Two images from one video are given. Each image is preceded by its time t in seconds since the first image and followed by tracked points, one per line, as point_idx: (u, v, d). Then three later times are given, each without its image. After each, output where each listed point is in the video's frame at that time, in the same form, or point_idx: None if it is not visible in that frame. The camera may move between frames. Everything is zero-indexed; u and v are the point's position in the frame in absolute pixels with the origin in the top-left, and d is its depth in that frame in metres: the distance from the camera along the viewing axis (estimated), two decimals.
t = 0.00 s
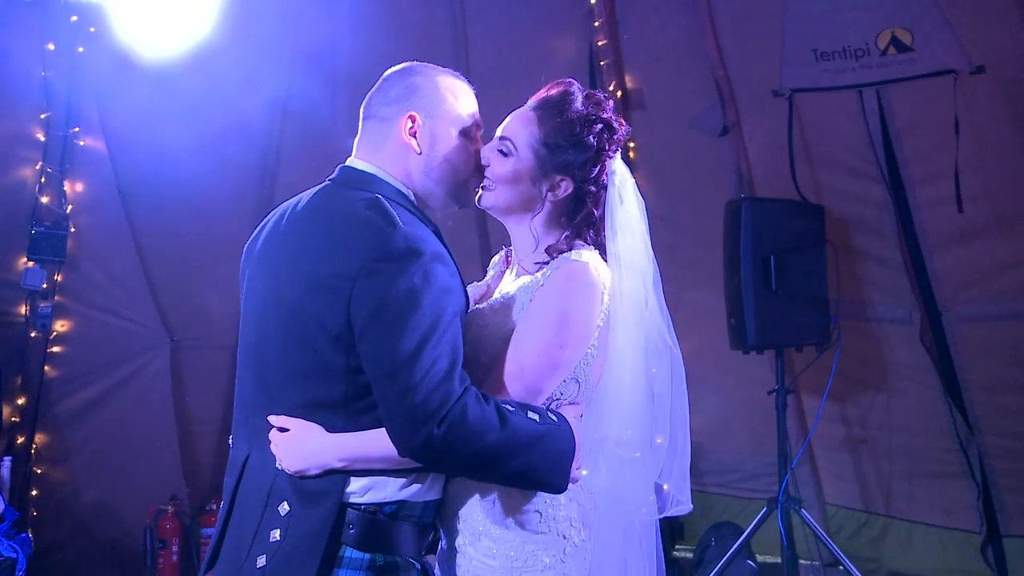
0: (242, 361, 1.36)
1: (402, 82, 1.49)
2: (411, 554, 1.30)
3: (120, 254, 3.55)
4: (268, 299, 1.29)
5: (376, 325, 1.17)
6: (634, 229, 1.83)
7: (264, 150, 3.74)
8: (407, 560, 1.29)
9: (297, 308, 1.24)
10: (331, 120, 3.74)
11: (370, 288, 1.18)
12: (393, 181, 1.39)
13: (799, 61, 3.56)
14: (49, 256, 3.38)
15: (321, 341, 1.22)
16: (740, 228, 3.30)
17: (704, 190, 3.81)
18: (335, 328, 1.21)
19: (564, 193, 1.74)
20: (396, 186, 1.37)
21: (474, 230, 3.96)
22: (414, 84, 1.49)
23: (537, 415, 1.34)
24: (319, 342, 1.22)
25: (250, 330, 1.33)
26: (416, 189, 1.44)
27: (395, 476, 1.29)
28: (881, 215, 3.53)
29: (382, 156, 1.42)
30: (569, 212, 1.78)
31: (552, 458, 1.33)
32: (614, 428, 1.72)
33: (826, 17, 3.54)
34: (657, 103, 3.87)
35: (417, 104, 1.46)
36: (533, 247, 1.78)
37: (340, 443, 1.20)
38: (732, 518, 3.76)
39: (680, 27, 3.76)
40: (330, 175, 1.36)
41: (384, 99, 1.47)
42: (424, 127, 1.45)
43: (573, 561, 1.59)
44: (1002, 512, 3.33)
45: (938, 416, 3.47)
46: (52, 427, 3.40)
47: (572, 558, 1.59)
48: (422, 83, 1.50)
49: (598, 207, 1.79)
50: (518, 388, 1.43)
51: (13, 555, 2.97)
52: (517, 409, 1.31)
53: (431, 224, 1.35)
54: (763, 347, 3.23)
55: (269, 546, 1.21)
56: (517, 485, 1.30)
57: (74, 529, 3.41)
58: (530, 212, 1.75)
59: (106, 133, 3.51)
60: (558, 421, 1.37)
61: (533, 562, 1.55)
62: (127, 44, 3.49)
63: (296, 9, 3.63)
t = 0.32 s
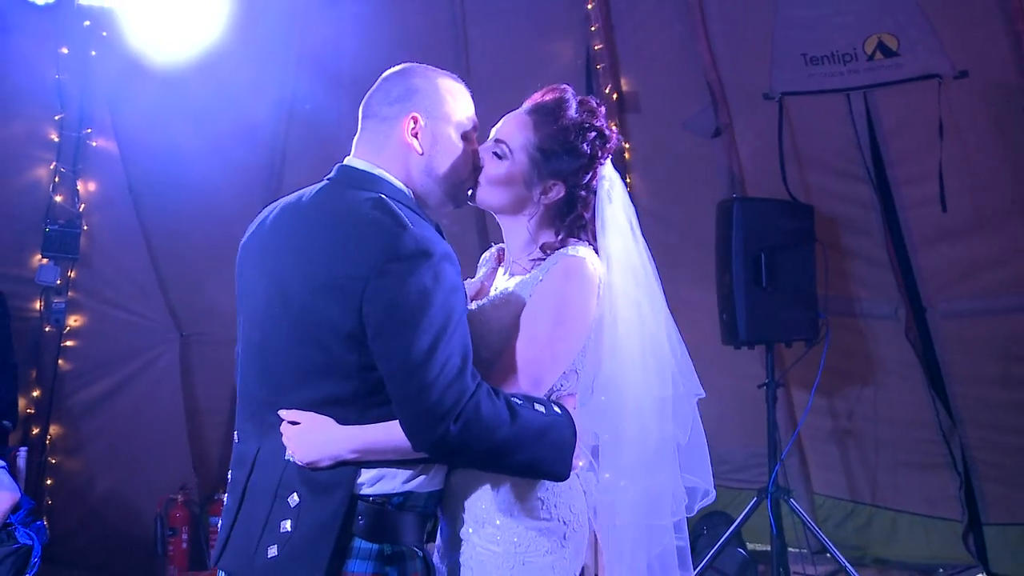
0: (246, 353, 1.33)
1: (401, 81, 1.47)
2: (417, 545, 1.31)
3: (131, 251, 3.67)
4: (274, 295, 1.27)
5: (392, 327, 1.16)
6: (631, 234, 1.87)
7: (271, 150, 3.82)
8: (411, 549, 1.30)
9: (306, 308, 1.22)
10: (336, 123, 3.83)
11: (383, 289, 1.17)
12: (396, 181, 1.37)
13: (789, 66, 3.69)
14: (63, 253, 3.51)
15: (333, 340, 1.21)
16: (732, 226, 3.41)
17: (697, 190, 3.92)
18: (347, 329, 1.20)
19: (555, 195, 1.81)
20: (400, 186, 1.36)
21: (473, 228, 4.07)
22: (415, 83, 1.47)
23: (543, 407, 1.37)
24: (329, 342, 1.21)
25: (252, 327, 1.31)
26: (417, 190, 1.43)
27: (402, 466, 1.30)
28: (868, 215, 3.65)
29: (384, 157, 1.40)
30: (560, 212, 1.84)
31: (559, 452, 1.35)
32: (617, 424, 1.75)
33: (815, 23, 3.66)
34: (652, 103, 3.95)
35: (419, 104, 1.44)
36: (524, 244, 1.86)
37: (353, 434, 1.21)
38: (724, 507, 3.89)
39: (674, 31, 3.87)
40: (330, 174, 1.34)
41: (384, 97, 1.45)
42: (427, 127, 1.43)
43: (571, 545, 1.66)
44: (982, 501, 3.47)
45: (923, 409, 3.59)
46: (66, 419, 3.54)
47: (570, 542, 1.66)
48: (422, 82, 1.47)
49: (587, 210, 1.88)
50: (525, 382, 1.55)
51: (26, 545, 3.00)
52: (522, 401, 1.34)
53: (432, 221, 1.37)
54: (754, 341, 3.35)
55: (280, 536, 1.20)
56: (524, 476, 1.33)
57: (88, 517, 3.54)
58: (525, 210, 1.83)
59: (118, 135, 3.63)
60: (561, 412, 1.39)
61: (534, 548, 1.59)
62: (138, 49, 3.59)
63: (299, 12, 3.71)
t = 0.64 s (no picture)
0: (224, 354, 1.23)
1: (373, 83, 1.34)
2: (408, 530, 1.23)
3: (142, 249, 3.78)
4: (258, 291, 1.17)
5: (393, 319, 1.10)
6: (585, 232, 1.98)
7: (278, 152, 3.91)
8: (403, 529, 1.22)
9: (295, 306, 1.13)
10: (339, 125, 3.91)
11: (377, 284, 1.10)
12: (376, 189, 1.26)
13: (778, 67, 3.81)
14: (78, 249, 3.64)
15: (328, 337, 1.12)
16: (723, 220, 3.54)
17: (689, 186, 4.05)
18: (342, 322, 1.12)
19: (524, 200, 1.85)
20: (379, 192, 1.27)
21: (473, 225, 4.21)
22: (390, 84, 1.35)
23: (525, 390, 1.30)
24: (322, 342, 1.12)
25: (231, 336, 1.20)
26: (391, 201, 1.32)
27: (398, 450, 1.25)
28: (853, 210, 3.78)
29: (358, 159, 1.27)
30: (525, 212, 1.87)
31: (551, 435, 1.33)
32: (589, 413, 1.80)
33: (803, 24, 3.78)
34: (644, 104, 4.11)
35: (393, 108, 1.32)
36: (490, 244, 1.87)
37: (351, 423, 1.13)
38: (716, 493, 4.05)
39: (666, 34, 4.01)
40: (302, 178, 1.25)
41: (357, 97, 1.32)
42: (404, 131, 1.31)
43: (550, 522, 1.66)
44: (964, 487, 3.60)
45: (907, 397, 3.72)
46: (80, 410, 3.66)
47: (549, 519, 1.65)
48: (395, 83, 1.36)
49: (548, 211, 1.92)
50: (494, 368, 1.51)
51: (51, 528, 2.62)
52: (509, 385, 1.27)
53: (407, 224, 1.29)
54: (744, 333, 3.47)
55: (283, 527, 1.10)
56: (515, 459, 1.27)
57: (102, 505, 3.67)
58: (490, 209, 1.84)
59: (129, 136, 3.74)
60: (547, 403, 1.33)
61: (516, 524, 1.57)
62: (148, 53, 3.70)
63: (304, 15, 3.81)
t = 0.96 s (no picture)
0: (200, 351, 1.31)
1: (312, 81, 1.42)
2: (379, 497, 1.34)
3: (152, 244, 3.91)
4: (230, 284, 1.25)
5: (358, 298, 1.21)
6: (529, 224, 2.17)
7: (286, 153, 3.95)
8: (375, 499, 1.34)
9: (267, 292, 1.23)
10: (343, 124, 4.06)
11: (343, 268, 1.21)
12: (328, 181, 1.36)
13: (767, 67, 3.95)
14: (91, 244, 3.77)
15: (299, 319, 1.22)
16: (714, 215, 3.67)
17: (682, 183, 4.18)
18: (310, 304, 1.22)
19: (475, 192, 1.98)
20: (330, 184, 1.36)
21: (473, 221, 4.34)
22: (329, 82, 1.43)
23: (488, 361, 1.40)
24: (293, 325, 1.22)
25: (203, 328, 1.30)
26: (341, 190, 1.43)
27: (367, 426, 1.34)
28: (840, 206, 3.91)
29: (306, 155, 1.36)
30: (479, 201, 2.00)
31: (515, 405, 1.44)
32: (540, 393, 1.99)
33: (791, 26, 3.90)
34: (639, 104, 4.24)
35: (335, 105, 1.41)
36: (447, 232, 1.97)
37: (332, 401, 1.24)
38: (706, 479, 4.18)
39: (659, 35, 4.15)
40: (252, 177, 1.34)
41: (298, 96, 1.39)
42: (346, 127, 1.41)
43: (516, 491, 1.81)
44: (947, 473, 3.74)
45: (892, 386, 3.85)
46: (93, 399, 3.79)
47: (515, 488, 1.81)
48: (333, 80, 1.44)
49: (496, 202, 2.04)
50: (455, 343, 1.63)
51: (63, 515, 2.74)
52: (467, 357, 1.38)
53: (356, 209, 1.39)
54: (736, 324, 3.59)
55: (268, 507, 1.21)
56: (477, 427, 1.37)
57: (115, 491, 3.80)
58: (446, 200, 1.95)
59: (140, 135, 3.86)
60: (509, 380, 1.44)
61: (486, 491, 1.73)
62: (157, 56, 3.82)
63: (310, 18, 3.96)
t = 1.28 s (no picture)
0: (181, 344, 1.36)
1: (260, 83, 1.45)
2: (360, 478, 1.36)
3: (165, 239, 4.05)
4: (197, 281, 1.30)
5: (307, 283, 1.23)
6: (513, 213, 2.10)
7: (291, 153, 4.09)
8: (353, 481, 1.34)
9: (229, 287, 1.26)
10: (347, 126, 4.20)
11: (295, 254, 1.23)
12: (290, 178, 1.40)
13: (758, 69, 4.07)
14: (104, 240, 3.90)
15: (259, 307, 1.25)
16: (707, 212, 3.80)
17: (675, 181, 4.31)
18: (267, 292, 1.25)
19: (459, 184, 1.96)
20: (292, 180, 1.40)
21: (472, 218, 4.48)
22: (275, 82, 1.46)
23: (451, 347, 1.38)
24: (252, 313, 1.25)
25: (184, 330, 1.34)
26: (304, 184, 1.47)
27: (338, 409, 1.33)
28: (829, 204, 4.04)
29: (265, 154, 1.40)
30: (461, 192, 1.98)
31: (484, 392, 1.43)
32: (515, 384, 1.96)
33: (782, 29, 4.03)
34: (634, 104, 4.36)
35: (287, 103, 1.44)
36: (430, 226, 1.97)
37: (295, 389, 1.26)
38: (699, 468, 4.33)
39: (654, 38, 4.26)
40: (220, 182, 1.36)
41: (250, 97, 1.42)
42: (299, 123, 1.45)
43: (495, 472, 1.71)
44: (931, 461, 3.89)
45: (879, 378, 3.99)
46: (107, 391, 3.94)
47: (492, 468, 1.70)
48: (280, 79, 1.47)
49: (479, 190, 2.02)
50: (424, 331, 1.61)
51: (77, 501, 2.94)
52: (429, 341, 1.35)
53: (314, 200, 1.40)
54: (727, 318, 3.72)
55: (243, 492, 1.24)
56: (444, 410, 1.35)
57: (128, 479, 3.94)
58: (430, 195, 1.93)
59: (150, 135, 3.99)
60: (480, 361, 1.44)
61: (458, 473, 1.64)
62: (167, 59, 3.94)
63: (315, 22, 4.08)
